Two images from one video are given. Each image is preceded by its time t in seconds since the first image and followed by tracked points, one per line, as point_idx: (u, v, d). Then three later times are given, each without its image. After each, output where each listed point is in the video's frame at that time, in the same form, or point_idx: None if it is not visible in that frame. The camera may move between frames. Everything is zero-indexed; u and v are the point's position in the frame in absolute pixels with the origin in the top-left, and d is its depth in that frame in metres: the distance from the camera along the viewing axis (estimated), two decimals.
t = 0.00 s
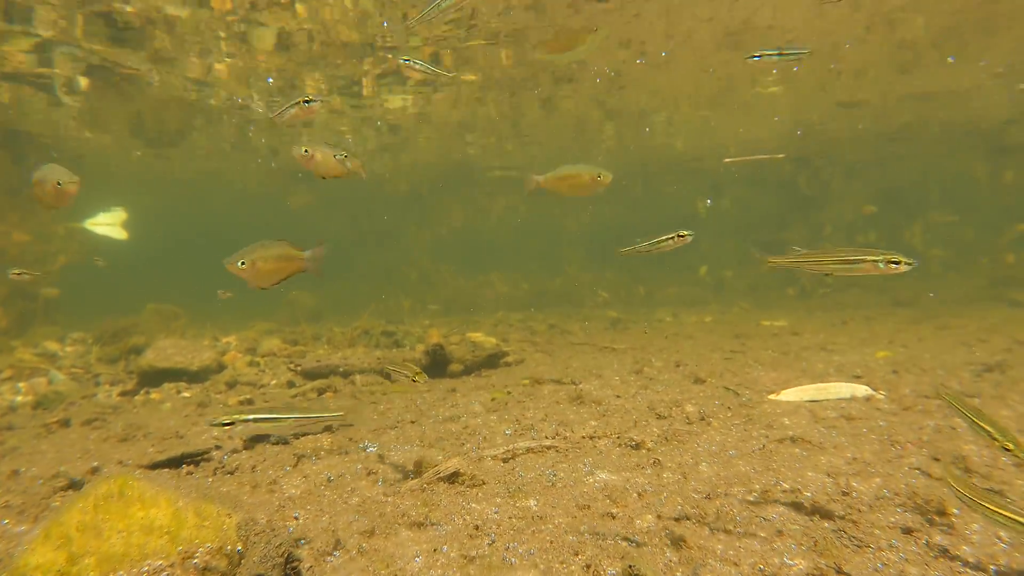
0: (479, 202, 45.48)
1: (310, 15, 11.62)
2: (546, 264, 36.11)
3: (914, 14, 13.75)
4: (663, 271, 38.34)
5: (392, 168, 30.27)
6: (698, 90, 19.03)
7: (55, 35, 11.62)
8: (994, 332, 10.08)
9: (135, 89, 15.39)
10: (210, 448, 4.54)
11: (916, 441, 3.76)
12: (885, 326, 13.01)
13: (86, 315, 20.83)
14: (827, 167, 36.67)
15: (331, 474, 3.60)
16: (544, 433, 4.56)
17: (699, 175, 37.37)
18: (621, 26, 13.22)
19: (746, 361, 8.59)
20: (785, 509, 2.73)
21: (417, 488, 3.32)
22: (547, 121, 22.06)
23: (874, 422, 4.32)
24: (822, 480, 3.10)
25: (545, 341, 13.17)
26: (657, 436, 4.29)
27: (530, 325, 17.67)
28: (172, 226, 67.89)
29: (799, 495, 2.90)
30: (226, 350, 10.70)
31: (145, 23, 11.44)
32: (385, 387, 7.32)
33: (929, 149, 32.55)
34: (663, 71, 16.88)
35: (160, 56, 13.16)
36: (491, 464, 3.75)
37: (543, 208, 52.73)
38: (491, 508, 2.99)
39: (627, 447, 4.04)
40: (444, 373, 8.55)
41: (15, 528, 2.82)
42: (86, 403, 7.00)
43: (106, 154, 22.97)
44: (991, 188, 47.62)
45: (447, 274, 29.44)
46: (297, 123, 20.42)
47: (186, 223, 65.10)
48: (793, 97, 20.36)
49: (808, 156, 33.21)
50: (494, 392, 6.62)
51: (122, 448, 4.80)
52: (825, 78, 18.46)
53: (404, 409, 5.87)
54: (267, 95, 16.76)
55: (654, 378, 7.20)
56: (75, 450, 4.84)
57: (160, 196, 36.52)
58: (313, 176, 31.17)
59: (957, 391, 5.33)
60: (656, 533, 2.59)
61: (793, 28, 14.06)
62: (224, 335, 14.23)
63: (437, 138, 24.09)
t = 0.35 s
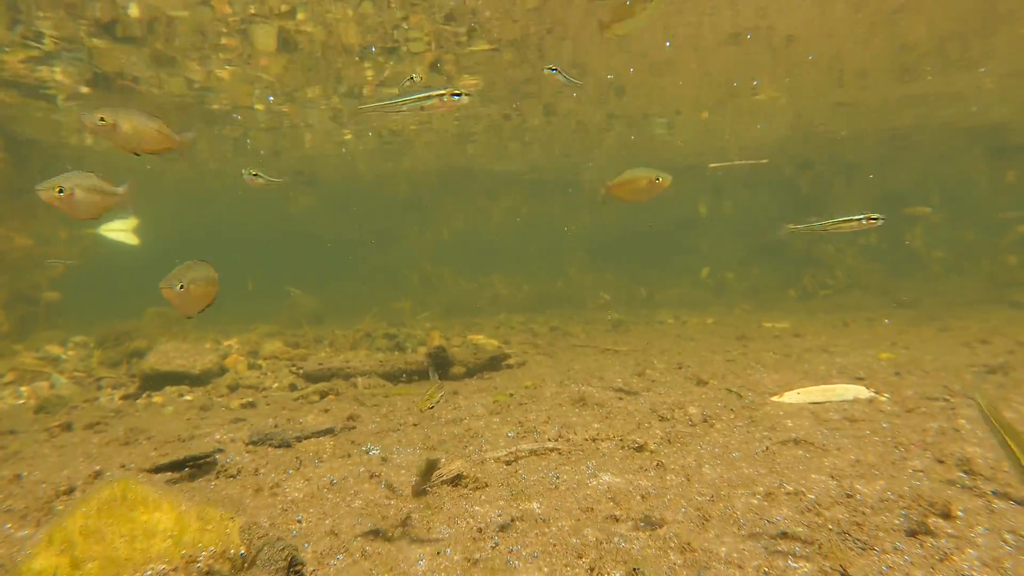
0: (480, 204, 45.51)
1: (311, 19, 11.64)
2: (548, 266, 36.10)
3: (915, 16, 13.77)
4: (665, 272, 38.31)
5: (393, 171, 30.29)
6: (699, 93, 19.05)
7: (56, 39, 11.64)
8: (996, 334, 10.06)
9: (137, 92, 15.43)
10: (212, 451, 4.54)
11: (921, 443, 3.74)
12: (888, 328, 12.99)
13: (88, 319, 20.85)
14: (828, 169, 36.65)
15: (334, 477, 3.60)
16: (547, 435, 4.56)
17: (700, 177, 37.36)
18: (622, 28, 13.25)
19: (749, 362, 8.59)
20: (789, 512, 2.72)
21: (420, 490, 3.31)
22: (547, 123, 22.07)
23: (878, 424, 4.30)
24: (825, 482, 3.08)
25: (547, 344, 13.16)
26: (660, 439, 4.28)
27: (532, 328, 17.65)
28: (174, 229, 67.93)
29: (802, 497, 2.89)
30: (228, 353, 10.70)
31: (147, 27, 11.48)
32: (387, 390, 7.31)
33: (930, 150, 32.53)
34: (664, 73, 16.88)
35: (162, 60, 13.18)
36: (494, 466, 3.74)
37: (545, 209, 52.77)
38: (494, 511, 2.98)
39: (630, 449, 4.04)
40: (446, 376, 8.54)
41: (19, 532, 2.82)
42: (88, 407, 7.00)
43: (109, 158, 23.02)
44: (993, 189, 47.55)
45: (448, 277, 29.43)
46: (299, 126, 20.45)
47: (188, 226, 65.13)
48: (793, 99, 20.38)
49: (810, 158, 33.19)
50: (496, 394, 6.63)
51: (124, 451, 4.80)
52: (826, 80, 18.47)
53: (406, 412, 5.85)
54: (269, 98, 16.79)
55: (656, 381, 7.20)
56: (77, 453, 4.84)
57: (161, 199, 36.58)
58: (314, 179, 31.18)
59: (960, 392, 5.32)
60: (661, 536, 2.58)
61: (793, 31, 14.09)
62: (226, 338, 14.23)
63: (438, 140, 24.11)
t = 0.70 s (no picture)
0: (482, 205, 45.50)
1: (312, 19, 11.63)
2: (549, 267, 36.08)
3: (918, 16, 13.72)
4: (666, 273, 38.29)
5: (394, 171, 30.29)
6: (700, 93, 19.01)
7: (56, 41, 11.65)
8: (999, 335, 10.03)
9: (138, 94, 15.42)
10: (213, 455, 4.53)
11: (926, 445, 3.71)
12: (890, 329, 12.94)
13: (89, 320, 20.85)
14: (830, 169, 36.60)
15: (335, 480, 3.58)
16: (549, 438, 4.55)
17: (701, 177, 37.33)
18: (623, 29, 13.23)
19: (751, 364, 8.55)
20: (794, 516, 2.69)
21: (421, 494, 3.29)
22: (549, 123, 22.05)
23: (883, 426, 4.26)
24: (830, 486, 3.06)
25: (549, 345, 13.13)
26: (662, 441, 4.27)
27: (533, 329, 17.63)
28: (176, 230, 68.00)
29: (807, 501, 2.86)
30: (230, 354, 10.70)
31: (148, 28, 11.47)
32: (388, 391, 7.28)
33: (932, 150, 32.47)
34: (666, 73, 16.85)
35: (163, 61, 13.17)
36: (495, 469, 3.72)
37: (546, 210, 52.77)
38: (497, 515, 2.96)
39: (633, 452, 4.02)
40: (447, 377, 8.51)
41: (18, 537, 2.80)
42: (89, 409, 6.98)
43: (111, 159, 23.04)
44: (995, 189, 47.47)
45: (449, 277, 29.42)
46: (300, 127, 20.44)
47: (190, 227, 65.26)
48: (795, 99, 20.35)
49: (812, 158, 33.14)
50: (497, 396, 6.61)
51: (124, 454, 4.78)
52: (827, 80, 18.44)
53: (407, 414, 5.82)
54: (269, 99, 16.78)
55: (658, 382, 7.18)
56: (77, 456, 4.82)
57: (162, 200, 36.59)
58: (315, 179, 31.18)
59: (965, 394, 5.28)
60: (664, 540, 2.56)
61: (796, 31, 14.06)
62: (228, 339, 14.22)
63: (439, 141, 24.09)
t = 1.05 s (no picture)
0: (483, 206, 45.52)
1: (313, 21, 11.64)
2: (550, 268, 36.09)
3: (920, 16, 13.70)
4: (668, 273, 38.28)
5: (395, 172, 30.31)
6: (702, 94, 19.01)
7: (57, 42, 11.65)
8: (1000, 336, 10.01)
9: (140, 95, 15.45)
10: (213, 456, 4.53)
11: (926, 447, 3.70)
12: (891, 330, 12.93)
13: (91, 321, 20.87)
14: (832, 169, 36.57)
15: (335, 481, 3.58)
16: (549, 440, 4.54)
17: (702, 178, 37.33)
18: (624, 30, 13.22)
19: (752, 365, 8.54)
20: (794, 519, 2.68)
21: (421, 496, 3.28)
22: (549, 124, 22.05)
23: (884, 428, 4.25)
24: (831, 488, 3.04)
25: (550, 346, 13.14)
26: (663, 442, 4.26)
27: (535, 329, 17.65)
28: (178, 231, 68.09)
29: (808, 503, 2.85)
30: (231, 355, 10.69)
31: (149, 29, 11.47)
32: (389, 392, 7.28)
33: (932, 151, 32.46)
34: (667, 74, 16.84)
35: (165, 62, 13.20)
36: (495, 470, 3.72)
37: (547, 210, 52.81)
38: (496, 516, 2.95)
39: (634, 453, 4.02)
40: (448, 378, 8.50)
41: (18, 539, 2.80)
42: (89, 410, 6.99)
43: (112, 160, 23.05)
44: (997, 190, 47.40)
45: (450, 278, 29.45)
46: (301, 128, 20.49)
47: (191, 228, 65.34)
48: (796, 100, 20.33)
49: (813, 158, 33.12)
50: (498, 397, 6.60)
51: (123, 455, 4.78)
52: (828, 81, 18.45)
53: (408, 415, 5.81)
54: (270, 100, 16.79)
55: (660, 383, 7.18)
56: (78, 457, 4.83)
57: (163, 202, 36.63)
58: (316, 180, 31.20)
59: (967, 396, 5.26)
60: (665, 542, 2.55)
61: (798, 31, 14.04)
62: (229, 340, 14.22)
63: (440, 142, 24.11)
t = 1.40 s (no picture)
0: (486, 203, 45.50)
1: (316, 17, 11.64)
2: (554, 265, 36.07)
3: (925, 12, 13.66)
4: (671, 271, 38.23)
5: (398, 169, 30.31)
6: (706, 91, 18.96)
7: (61, 38, 11.64)
8: (1005, 332, 9.98)
9: (143, 92, 15.46)
10: (218, 452, 4.52)
11: (935, 443, 3.68)
12: (896, 326, 12.90)
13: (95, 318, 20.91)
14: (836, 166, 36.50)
15: (341, 477, 3.58)
16: (555, 436, 4.53)
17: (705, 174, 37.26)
18: (628, 26, 13.20)
19: (757, 361, 8.52)
20: (802, 513, 2.67)
21: (428, 491, 3.28)
22: (553, 121, 22.03)
23: (891, 424, 4.23)
24: (839, 483, 3.03)
25: (554, 342, 13.12)
26: (669, 439, 4.24)
27: (539, 326, 17.63)
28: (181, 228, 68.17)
29: (816, 498, 2.84)
30: (235, 352, 10.69)
31: (154, 26, 11.49)
32: (393, 389, 7.27)
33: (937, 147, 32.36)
34: (671, 70, 16.80)
35: (169, 59, 13.21)
36: (502, 466, 3.71)
37: (551, 208, 52.77)
38: (502, 512, 2.95)
39: (640, 449, 4.01)
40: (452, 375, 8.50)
41: (25, 533, 2.79)
42: (95, 406, 7.01)
43: (115, 157, 23.08)
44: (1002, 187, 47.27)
45: (453, 276, 29.45)
46: (304, 125, 20.49)
47: (194, 226, 65.39)
48: (800, 96, 20.27)
49: (817, 155, 33.03)
50: (503, 393, 6.59)
51: (129, 451, 4.79)
52: (833, 77, 18.40)
53: (413, 411, 5.81)
54: (274, 97, 16.78)
55: (665, 380, 7.16)
56: (84, 452, 4.84)
57: (166, 198, 36.65)
58: (319, 178, 31.21)
59: (974, 391, 5.24)
60: (673, 537, 2.55)
61: (802, 28, 14.02)
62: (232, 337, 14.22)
63: (444, 138, 24.07)
